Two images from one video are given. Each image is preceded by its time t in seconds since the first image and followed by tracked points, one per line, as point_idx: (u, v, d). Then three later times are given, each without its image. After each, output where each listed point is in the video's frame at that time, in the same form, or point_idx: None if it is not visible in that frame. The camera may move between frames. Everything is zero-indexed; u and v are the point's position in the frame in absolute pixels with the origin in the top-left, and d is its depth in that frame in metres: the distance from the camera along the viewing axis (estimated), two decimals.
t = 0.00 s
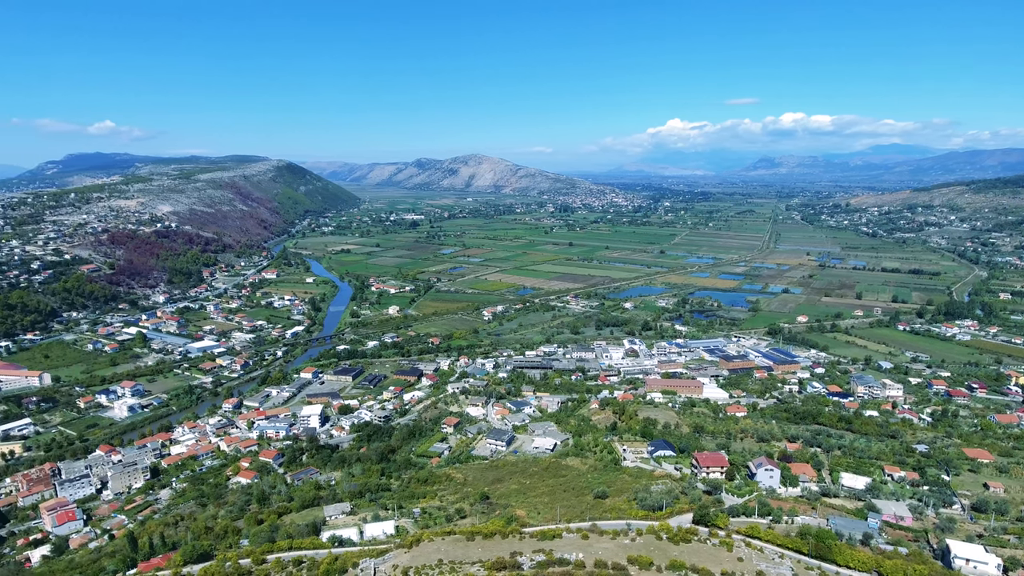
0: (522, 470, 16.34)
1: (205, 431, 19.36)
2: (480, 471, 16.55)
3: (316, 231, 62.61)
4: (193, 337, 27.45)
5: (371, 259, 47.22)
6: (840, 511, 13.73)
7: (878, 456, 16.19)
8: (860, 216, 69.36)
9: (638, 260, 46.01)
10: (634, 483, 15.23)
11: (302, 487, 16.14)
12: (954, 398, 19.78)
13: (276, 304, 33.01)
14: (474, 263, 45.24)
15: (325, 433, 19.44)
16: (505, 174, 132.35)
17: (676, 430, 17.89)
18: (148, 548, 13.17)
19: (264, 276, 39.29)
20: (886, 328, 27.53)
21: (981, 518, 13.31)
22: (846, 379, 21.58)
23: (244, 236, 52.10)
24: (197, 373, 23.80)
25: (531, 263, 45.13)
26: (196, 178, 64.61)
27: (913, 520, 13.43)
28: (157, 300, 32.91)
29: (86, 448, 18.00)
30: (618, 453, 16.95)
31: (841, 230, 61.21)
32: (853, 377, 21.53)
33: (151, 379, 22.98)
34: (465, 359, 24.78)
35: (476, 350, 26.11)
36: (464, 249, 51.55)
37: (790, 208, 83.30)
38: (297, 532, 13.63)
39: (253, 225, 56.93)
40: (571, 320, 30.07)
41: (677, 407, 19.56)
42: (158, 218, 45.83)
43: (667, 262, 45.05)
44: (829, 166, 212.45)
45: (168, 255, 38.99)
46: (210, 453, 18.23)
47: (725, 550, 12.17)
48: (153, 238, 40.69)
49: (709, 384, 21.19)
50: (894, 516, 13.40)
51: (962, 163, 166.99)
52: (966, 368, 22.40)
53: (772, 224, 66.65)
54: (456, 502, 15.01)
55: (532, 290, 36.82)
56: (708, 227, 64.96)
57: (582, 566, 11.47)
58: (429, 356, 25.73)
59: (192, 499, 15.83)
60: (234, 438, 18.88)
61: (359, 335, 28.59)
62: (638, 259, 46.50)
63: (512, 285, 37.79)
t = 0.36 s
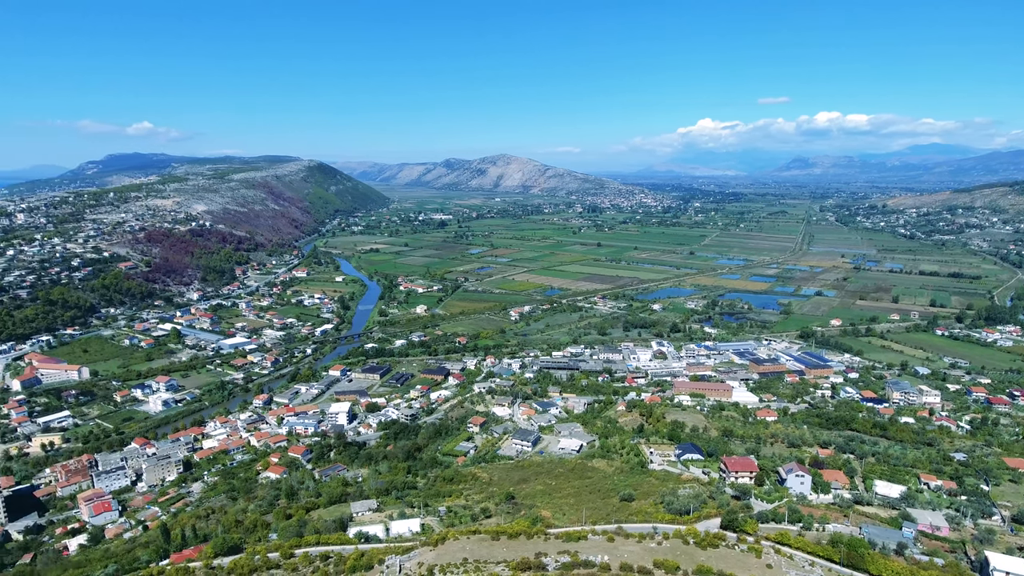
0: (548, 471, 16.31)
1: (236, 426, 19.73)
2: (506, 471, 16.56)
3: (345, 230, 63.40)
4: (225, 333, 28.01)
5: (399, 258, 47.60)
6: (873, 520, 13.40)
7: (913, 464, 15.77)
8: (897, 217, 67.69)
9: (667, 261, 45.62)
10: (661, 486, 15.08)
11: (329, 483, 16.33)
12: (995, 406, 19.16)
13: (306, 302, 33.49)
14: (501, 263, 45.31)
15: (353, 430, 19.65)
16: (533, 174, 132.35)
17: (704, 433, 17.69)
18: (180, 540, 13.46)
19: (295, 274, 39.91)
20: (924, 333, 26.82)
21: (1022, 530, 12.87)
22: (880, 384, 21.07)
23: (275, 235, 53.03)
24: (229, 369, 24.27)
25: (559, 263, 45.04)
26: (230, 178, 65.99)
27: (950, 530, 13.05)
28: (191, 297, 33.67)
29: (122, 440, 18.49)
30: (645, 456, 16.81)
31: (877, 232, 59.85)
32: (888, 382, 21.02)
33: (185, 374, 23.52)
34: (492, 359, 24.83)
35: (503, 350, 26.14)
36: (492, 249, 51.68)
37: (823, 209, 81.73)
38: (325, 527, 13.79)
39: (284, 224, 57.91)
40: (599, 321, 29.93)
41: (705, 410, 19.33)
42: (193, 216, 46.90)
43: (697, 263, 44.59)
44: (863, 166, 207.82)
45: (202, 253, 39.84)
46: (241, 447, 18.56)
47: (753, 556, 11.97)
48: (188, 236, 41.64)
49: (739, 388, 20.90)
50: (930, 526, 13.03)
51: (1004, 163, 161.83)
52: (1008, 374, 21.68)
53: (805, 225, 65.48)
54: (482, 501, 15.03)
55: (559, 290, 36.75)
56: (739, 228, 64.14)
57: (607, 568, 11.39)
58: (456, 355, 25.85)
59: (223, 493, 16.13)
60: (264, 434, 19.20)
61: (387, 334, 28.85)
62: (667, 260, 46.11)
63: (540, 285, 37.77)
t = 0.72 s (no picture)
0: (567, 472, 16.27)
1: (258, 423, 19.96)
2: (525, 471, 16.55)
3: (367, 230, 63.92)
4: (249, 331, 28.37)
5: (420, 258, 47.87)
6: (899, 527, 13.14)
7: (941, 471, 15.44)
8: (925, 218, 66.36)
9: (689, 262, 45.30)
10: (681, 489, 14.95)
11: (350, 480, 16.45)
12: None
13: (327, 301, 33.81)
14: (521, 263, 45.31)
15: (373, 429, 19.79)
16: (554, 174, 132.30)
17: (725, 436, 17.51)
18: (203, 534, 13.65)
19: (317, 273, 40.32)
20: (953, 337, 26.25)
21: None
22: (907, 389, 20.68)
23: (298, 234, 53.65)
24: (252, 366, 24.58)
25: (579, 264, 44.91)
26: (254, 178, 66.91)
27: (980, 539, 12.74)
28: (215, 295, 34.18)
29: (147, 436, 18.81)
30: (665, 458, 16.68)
31: (906, 233, 58.74)
32: (915, 387, 20.61)
33: (209, 371, 23.87)
34: (512, 359, 24.83)
35: (523, 350, 26.15)
36: (512, 249, 51.71)
37: (849, 210, 80.44)
38: (345, 525, 13.89)
39: (307, 224, 58.55)
40: (619, 322, 29.80)
41: (727, 413, 19.13)
42: (218, 216, 47.64)
43: (719, 264, 44.21)
44: (889, 167, 204.15)
45: (227, 252, 40.41)
46: (263, 444, 18.78)
47: (774, 561, 11.80)
48: (213, 235, 42.30)
49: (761, 391, 20.66)
50: (958, 534, 12.74)
51: None
52: None
53: (830, 226, 64.56)
54: (501, 501, 15.03)
55: (580, 291, 36.65)
56: (763, 229, 63.43)
57: (626, 571, 11.32)
58: (476, 355, 25.90)
59: (245, 488, 16.34)
60: (286, 431, 19.41)
61: (407, 333, 29.02)
62: (689, 261, 45.78)
63: (560, 286, 37.70)
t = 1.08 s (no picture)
0: (594, 474, 16.19)
1: (288, 419, 20.27)
2: (552, 473, 16.50)
3: (396, 229, 64.50)
4: (280, 329, 28.84)
5: (448, 258, 48.13)
6: (937, 538, 12.77)
7: (982, 481, 14.96)
8: (967, 221, 64.40)
9: (720, 264, 44.72)
10: (710, 494, 14.75)
11: (377, 478, 16.60)
12: None
13: (357, 299, 34.20)
14: (549, 264, 45.20)
15: (401, 427, 19.94)
16: (583, 175, 131.86)
17: (756, 441, 17.23)
18: (234, 528, 13.90)
19: (347, 273, 40.79)
20: (995, 343, 25.42)
21: None
22: (946, 396, 20.10)
23: (329, 234, 54.37)
24: (282, 363, 24.98)
25: (608, 265, 44.66)
26: (287, 178, 68.04)
27: (1022, 552, 12.31)
28: (248, 293, 34.83)
29: (182, 429, 19.23)
30: (694, 462, 16.48)
31: (946, 236, 57.10)
32: (955, 394, 20.02)
33: (241, 368, 24.33)
34: (539, 360, 24.80)
35: (550, 351, 26.11)
36: (540, 249, 51.64)
37: (887, 212, 78.47)
38: (372, 521, 14.02)
39: (338, 224, 59.31)
40: (648, 324, 29.56)
41: (758, 417, 18.83)
42: (252, 215, 48.55)
43: (751, 266, 43.56)
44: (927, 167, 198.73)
45: (259, 251, 41.14)
46: (293, 440, 19.06)
47: (806, 570, 11.56)
48: (246, 234, 43.10)
49: (793, 396, 20.29)
50: (999, 547, 12.32)
51: None
52: None
53: (867, 228, 63.08)
54: (526, 502, 15.01)
55: (608, 292, 36.45)
56: (796, 230, 62.30)
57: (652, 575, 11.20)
58: (503, 355, 25.93)
59: (275, 484, 16.60)
60: (315, 428, 19.67)
61: (435, 332, 29.19)
62: (720, 263, 45.20)
63: (588, 287, 37.53)
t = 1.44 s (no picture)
0: (624, 477, 16.05)
1: (322, 415, 20.59)
2: (582, 474, 16.43)
3: (428, 229, 65.06)
4: (314, 326, 29.33)
5: (480, 258, 48.35)
6: (981, 551, 12.32)
7: None
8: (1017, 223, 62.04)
9: (756, 266, 43.99)
10: (743, 500, 14.49)
11: (407, 475, 16.73)
12: None
13: (389, 298, 34.58)
14: (582, 265, 45.05)
15: (431, 425, 20.09)
16: (618, 175, 131.17)
17: (792, 447, 16.89)
18: (268, 521, 14.15)
19: (380, 272, 41.27)
20: None
21: None
22: (993, 405, 19.40)
23: (363, 233, 55.09)
24: (316, 360, 25.39)
25: (641, 266, 44.31)
26: (322, 178, 69.22)
27: None
28: (284, 290, 35.51)
29: (219, 423, 19.68)
30: (727, 468, 16.23)
31: (995, 239, 55.10)
32: (1002, 403, 19.31)
33: (276, 364, 24.81)
34: (570, 361, 24.73)
35: (581, 352, 26.02)
36: (572, 250, 51.49)
37: (931, 213, 76.08)
38: (402, 518, 14.13)
39: (372, 223, 60.06)
40: (681, 326, 29.23)
41: (794, 423, 18.45)
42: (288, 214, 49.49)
43: (788, 269, 42.74)
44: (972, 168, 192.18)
45: (295, 250, 41.91)
46: (326, 436, 19.34)
47: None
48: (283, 233, 43.94)
49: (831, 402, 19.84)
50: None
51: None
52: None
53: (910, 231, 61.27)
54: (556, 503, 14.96)
55: (641, 293, 36.16)
56: (836, 232, 60.87)
57: None
58: (534, 356, 25.94)
59: (308, 479, 16.87)
60: (348, 424, 19.94)
61: (466, 332, 29.34)
62: (756, 265, 44.48)
63: (621, 288, 37.29)
